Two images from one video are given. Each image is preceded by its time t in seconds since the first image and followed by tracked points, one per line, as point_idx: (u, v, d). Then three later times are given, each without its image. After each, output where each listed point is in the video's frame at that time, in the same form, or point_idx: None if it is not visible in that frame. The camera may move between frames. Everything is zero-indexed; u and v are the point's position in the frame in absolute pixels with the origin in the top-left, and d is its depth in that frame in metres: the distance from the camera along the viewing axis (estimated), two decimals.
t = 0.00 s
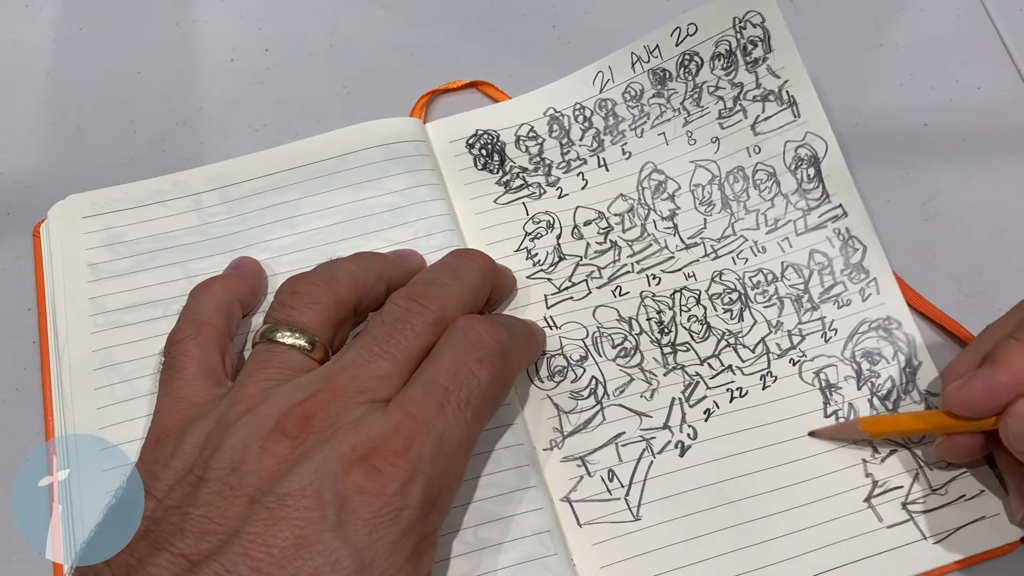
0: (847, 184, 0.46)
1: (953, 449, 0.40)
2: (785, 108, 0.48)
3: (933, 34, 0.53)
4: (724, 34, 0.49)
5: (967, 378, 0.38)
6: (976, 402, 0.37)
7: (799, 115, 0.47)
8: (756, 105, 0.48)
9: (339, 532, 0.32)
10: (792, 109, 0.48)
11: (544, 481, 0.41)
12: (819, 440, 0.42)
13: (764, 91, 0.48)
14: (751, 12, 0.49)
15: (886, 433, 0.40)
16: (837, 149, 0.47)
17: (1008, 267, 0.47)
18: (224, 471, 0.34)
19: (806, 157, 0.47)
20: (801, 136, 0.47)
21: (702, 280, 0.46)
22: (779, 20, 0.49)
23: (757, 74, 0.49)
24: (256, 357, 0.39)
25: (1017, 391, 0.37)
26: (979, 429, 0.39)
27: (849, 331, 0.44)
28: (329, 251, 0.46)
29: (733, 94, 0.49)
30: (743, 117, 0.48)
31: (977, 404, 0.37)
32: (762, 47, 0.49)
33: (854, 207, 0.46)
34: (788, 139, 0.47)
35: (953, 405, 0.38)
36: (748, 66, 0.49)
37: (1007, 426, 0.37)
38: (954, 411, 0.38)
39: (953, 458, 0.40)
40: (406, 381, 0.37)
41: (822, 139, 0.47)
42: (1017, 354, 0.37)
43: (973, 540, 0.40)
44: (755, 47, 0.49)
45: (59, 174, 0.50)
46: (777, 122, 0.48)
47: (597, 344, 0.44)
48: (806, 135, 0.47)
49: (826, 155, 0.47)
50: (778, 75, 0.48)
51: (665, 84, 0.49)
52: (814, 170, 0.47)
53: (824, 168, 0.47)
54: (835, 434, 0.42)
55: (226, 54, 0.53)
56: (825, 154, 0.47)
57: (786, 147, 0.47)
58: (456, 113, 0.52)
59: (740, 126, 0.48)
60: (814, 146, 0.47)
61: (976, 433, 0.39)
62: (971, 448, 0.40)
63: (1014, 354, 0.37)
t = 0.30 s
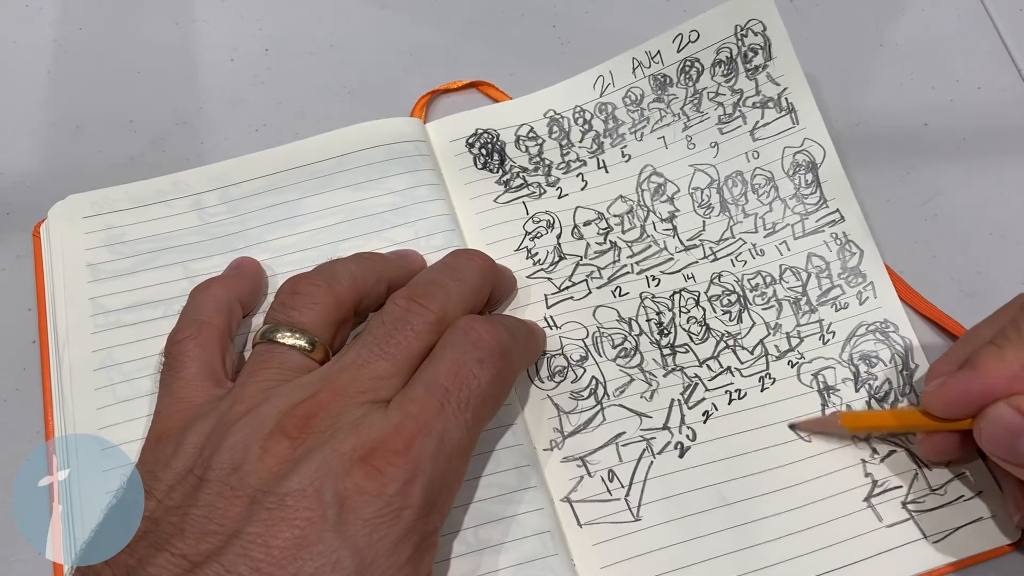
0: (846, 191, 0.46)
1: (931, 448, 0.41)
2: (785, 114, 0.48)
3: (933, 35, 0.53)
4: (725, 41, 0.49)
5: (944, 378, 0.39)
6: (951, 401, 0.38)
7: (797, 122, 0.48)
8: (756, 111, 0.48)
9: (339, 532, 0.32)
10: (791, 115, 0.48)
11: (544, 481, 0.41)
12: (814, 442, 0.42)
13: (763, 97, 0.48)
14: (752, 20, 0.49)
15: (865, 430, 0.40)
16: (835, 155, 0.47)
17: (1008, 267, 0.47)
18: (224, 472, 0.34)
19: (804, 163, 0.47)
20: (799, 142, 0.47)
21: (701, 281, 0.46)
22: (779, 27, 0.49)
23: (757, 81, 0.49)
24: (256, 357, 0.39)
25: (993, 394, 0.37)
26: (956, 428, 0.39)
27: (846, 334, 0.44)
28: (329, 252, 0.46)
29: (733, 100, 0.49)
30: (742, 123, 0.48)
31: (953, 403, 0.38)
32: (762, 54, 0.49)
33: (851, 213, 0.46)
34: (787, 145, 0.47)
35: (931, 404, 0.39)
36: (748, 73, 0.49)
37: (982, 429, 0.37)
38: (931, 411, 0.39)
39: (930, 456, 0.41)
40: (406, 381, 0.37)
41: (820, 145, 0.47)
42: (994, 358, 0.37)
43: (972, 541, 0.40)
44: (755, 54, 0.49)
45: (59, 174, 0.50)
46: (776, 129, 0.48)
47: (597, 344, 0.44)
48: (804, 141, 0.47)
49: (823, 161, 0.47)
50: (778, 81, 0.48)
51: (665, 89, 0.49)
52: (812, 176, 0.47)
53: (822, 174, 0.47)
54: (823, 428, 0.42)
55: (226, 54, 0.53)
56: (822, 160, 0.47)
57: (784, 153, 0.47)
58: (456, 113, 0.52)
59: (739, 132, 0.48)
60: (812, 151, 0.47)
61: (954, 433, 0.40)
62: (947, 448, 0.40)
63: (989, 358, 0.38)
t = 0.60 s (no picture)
0: (845, 189, 0.46)
1: (927, 428, 0.40)
2: (785, 113, 0.48)
3: (934, 35, 0.53)
4: (726, 40, 0.49)
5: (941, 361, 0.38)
6: (947, 385, 0.38)
7: (797, 121, 0.48)
8: (756, 111, 0.48)
9: (339, 532, 0.32)
10: (791, 114, 0.48)
11: (544, 481, 0.41)
12: (813, 442, 0.42)
13: (764, 96, 0.48)
14: (752, 18, 0.49)
15: (859, 407, 0.40)
16: (835, 155, 0.47)
17: (1008, 267, 0.47)
18: (225, 472, 0.34)
19: (805, 162, 0.47)
20: (799, 141, 0.47)
21: (702, 281, 0.46)
22: (780, 26, 0.49)
23: (757, 80, 0.49)
24: (256, 357, 0.39)
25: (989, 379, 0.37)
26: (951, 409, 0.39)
27: (846, 334, 0.44)
28: (329, 251, 0.46)
29: (733, 99, 0.49)
30: (742, 122, 0.48)
31: (949, 388, 0.38)
32: (763, 53, 0.49)
33: (852, 212, 0.46)
34: (787, 144, 0.47)
35: (928, 386, 0.38)
36: (748, 72, 0.49)
37: (978, 412, 0.37)
38: (926, 390, 0.39)
39: (925, 438, 0.40)
40: (405, 381, 0.37)
41: (820, 145, 0.47)
42: (992, 342, 0.37)
43: (972, 540, 0.40)
44: (756, 53, 0.49)
45: (59, 174, 0.50)
46: (776, 127, 0.48)
47: (597, 344, 0.44)
48: (804, 140, 0.47)
49: (823, 160, 0.47)
50: (778, 80, 0.48)
51: (666, 88, 0.49)
52: (813, 175, 0.47)
53: (822, 173, 0.47)
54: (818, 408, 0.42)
55: (226, 54, 0.53)
56: (822, 159, 0.47)
57: (784, 152, 0.47)
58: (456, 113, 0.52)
59: (739, 131, 0.48)
60: (812, 151, 0.47)
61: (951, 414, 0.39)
62: (943, 429, 0.40)
63: (987, 342, 0.37)
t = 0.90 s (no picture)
0: (846, 188, 0.46)
1: (917, 438, 0.40)
2: (785, 113, 0.48)
3: (933, 34, 0.53)
4: (725, 40, 0.49)
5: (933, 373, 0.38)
6: (938, 397, 0.38)
7: (797, 121, 0.48)
8: (756, 110, 0.48)
9: (339, 531, 0.32)
10: (792, 114, 0.48)
11: (545, 481, 0.41)
12: (813, 443, 0.42)
13: (764, 96, 0.48)
14: (752, 18, 0.49)
15: (848, 418, 0.40)
16: (836, 155, 0.47)
17: (1009, 267, 0.46)
18: (225, 471, 0.34)
19: (805, 162, 0.47)
20: (799, 141, 0.47)
21: (702, 281, 0.46)
22: (780, 26, 0.49)
23: (757, 79, 0.49)
24: (256, 356, 0.39)
25: (981, 394, 0.37)
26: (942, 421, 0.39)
27: (847, 334, 0.44)
28: (329, 251, 0.46)
29: (733, 99, 0.49)
30: (742, 122, 0.48)
31: (940, 401, 0.38)
32: (762, 53, 0.49)
33: (852, 211, 0.46)
34: (787, 143, 0.47)
35: (918, 398, 0.38)
36: (748, 71, 0.49)
37: (970, 429, 0.37)
38: (916, 403, 0.39)
39: (915, 448, 0.40)
40: (405, 380, 0.37)
41: (821, 144, 0.47)
42: (985, 357, 0.37)
43: (972, 540, 0.40)
44: (756, 53, 0.49)
45: (59, 174, 0.50)
46: (776, 126, 0.48)
47: (598, 344, 0.44)
48: (805, 140, 0.47)
49: (824, 159, 0.47)
50: (778, 80, 0.48)
51: (666, 88, 0.49)
52: (813, 174, 0.47)
53: (822, 172, 0.47)
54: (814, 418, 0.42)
55: (226, 54, 0.53)
56: (823, 159, 0.47)
57: (784, 152, 0.47)
58: (456, 113, 0.52)
59: (739, 131, 0.48)
60: (813, 150, 0.47)
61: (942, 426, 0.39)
62: (932, 441, 0.40)
63: (980, 356, 0.37)
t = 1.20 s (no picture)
0: (846, 188, 0.46)
1: (909, 457, 0.40)
2: (785, 112, 0.48)
3: (933, 34, 0.53)
4: (725, 38, 0.49)
5: (927, 394, 0.38)
6: (934, 417, 0.37)
7: (799, 119, 0.48)
8: (757, 109, 0.48)
9: (339, 531, 0.32)
10: (793, 113, 0.48)
11: (545, 481, 0.41)
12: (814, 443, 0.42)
13: (765, 95, 0.48)
14: (752, 16, 0.49)
15: (843, 438, 0.40)
16: (836, 154, 0.47)
17: (1008, 267, 0.46)
18: (225, 471, 0.34)
19: (806, 161, 0.47)
20: (801, 139, 0.47)
21: (702, 282, 0.46)
22: (781, 26, 0.49)
23: (758, 77, 0.49)
24: (257, 356, 0.38)
25: (978, 413, 0.37)
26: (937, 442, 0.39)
27: (847, 335, 0.44)
28: (329, 252, 0.46)
29: (734, 97, 0.49)
30: (743, 121, 0.48)
31: (936, 420, 0.37)
32: (763, 51, 0.49)
33: (853, 211, 0.46)
34: (788, 142, 0.47)
35: (913, 417, 0.38)
36: (749, 70, 0.49)
37: (968, 446, 0.37)
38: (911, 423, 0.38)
39: (906, 466, 0.41)
40: (406, 380, 0.37)
41: (822, 142, 0.47)
42: (980, 376, 0.37)
43: (972, 541, 0.40)
44: (756, 51, 0.49)
45: (59, 174, 0.50)
46: (777, 126, 0.48)
47: (598, 344, 0.44)
48: (805, 139, 0.47)
49: (825, 159, 0.47)
50: (778, 80, 0.48)
51: (666, 87, 0.49)
52: (814, 173, 0.47)
53: (823, 172, 0.47)
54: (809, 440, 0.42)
55: (226, 54, 0.53)
56: (823, 159, 0.47)
57: (784, 151, 0.47)
58: (456, 113, 0.52)
59: (740, 130, 0.48)
60: (814, 149, 0.47)
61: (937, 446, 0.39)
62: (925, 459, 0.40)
63: (975, 375, 0.37)
